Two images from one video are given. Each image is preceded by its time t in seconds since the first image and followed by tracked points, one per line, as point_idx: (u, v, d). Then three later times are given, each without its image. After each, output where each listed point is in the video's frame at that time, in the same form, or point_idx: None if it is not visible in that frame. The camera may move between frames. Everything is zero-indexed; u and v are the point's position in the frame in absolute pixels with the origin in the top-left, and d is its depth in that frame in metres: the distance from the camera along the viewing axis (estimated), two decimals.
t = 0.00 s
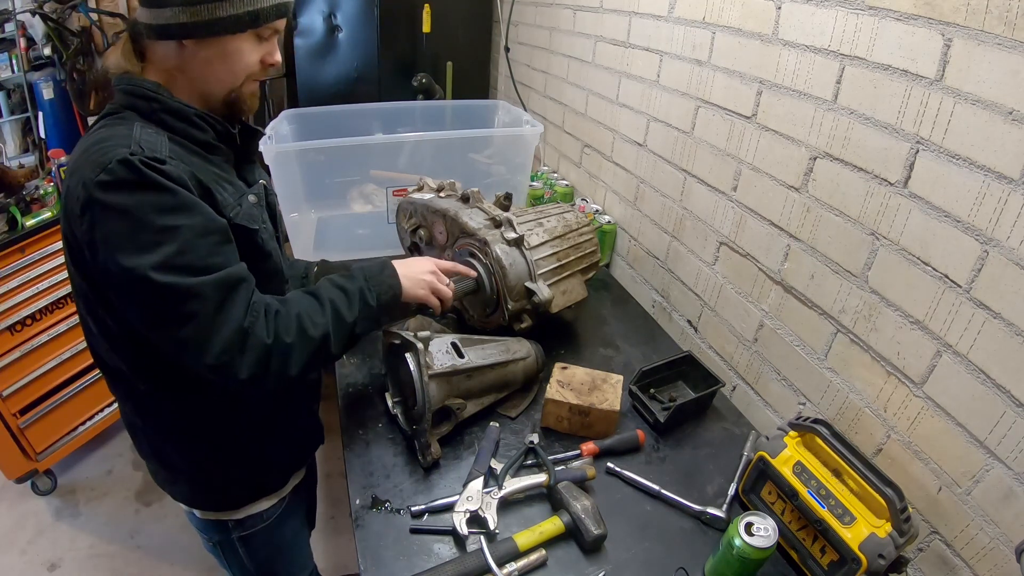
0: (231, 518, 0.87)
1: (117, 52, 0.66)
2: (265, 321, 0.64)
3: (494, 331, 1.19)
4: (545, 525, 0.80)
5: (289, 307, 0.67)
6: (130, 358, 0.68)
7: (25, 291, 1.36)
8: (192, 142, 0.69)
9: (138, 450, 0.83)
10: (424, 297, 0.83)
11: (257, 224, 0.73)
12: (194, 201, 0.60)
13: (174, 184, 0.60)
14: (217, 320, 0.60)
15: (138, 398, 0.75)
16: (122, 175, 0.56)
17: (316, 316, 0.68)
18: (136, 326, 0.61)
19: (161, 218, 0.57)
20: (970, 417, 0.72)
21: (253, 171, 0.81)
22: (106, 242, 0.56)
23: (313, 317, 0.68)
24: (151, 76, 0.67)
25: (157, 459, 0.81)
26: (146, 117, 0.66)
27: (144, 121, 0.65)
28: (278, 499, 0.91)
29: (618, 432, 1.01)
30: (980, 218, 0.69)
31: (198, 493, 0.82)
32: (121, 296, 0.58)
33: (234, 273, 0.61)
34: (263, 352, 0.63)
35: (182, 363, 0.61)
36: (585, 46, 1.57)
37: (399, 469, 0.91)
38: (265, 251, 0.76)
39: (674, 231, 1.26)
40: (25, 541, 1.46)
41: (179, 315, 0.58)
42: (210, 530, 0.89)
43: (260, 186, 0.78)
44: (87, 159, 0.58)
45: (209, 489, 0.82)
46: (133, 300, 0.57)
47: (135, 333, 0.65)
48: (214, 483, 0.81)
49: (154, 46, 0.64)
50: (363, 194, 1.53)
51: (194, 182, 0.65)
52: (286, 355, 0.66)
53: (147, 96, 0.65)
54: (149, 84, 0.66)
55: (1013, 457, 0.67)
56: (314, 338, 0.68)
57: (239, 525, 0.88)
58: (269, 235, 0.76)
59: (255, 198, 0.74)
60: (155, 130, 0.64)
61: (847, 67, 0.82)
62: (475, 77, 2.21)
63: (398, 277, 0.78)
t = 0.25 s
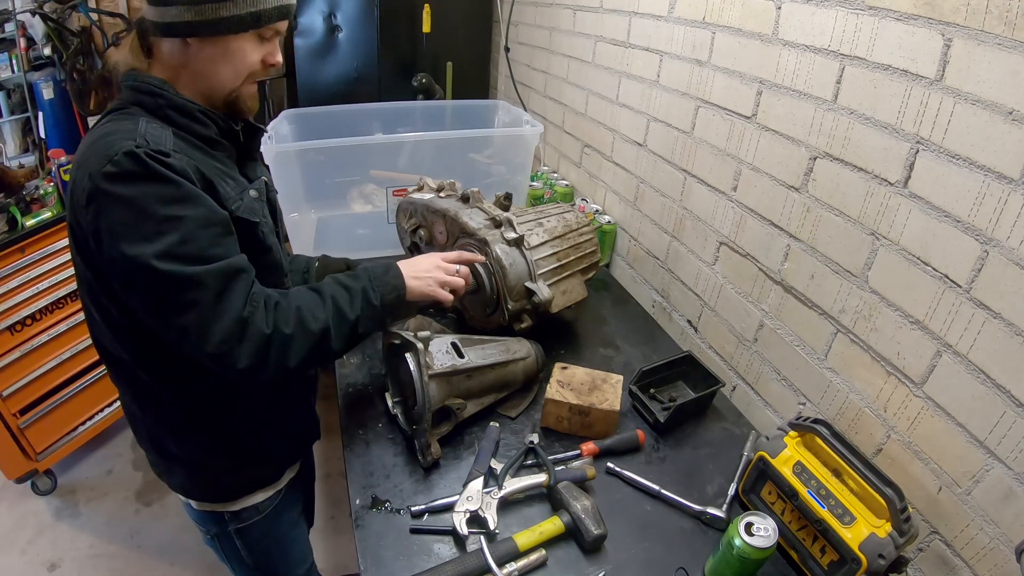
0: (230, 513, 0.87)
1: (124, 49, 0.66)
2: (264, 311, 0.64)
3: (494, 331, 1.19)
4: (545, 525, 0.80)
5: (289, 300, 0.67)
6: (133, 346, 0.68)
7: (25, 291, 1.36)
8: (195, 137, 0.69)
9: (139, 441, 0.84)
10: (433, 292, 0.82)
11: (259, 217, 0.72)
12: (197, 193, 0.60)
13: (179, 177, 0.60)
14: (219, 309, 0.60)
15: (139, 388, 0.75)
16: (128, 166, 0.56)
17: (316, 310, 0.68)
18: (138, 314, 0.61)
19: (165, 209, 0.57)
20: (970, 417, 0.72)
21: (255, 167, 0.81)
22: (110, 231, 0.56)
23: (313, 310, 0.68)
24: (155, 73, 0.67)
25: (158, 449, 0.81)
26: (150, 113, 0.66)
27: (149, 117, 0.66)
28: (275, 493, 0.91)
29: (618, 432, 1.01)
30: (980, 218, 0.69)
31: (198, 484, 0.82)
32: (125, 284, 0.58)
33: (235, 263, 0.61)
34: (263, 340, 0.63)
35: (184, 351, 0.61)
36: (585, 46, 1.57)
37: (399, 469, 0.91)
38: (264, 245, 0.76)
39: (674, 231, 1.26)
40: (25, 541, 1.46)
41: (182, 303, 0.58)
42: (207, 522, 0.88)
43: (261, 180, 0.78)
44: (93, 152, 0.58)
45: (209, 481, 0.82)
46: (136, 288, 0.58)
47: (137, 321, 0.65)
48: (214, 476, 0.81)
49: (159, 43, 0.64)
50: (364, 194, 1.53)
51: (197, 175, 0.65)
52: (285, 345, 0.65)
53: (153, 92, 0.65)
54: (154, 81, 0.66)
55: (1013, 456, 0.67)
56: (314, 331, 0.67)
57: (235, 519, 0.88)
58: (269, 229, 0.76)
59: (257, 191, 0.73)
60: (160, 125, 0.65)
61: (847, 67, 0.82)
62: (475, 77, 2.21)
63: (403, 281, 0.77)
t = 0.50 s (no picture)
0: (230, 510, 0.87)
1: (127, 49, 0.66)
2: (258, 309, 0.64)
3: (494, 331, 1.19)
4: (544, 525, 0.80)
5: (284, 298, 0.67)
6: (132, 340, 0.68)
7: (25, 291, 1.36)
8: (195, 134, 0.68)
9: (138, 437, 0.84)
10: (435, 292, 0.83)
11: (256, 214, 0.72)
12: (193, 187, 0.60)
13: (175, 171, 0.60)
14: (213, 305, 0.60)
15: (139, 382, 0.75)
16: (126, 162, 0.56)
17: (312, 310, 0.68)
18: (136, 308, 0.61)
19: (162, 204, 0.57)
20: (970, 417, 0.72)
21: (255, 166, 0.81)
22: (108, 226, 0.57)
23: (309, 310, 0.68)
24: (156, 72, 0.67)
25: (157, 444, 0.81)
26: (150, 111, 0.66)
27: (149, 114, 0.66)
28: (274, 490, 0.91)
29: (618, 432, 1.01)
30: (980, 218, 0.69)
31: (196, 480, 0.82)
32: (121, 278, 0.58)
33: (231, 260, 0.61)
34: (257, 338, 0.63)
35: (179, 346, 0.61)
36: (585, 46, 1.57)
37: (399, 469, 0.91)
38: (264, 245, 0.76)
39: (674, 231, 1.26)
40: (25, 541, 1.46)
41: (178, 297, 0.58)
42: (207, 519, 0.89)
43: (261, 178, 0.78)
44: (92, 148, 0.59)
45: (207, 477, 0.82)
46: (132, 282, 0.58)
47: (136, 315, 0.65)
48: (213, 472, 0.81)
49: (160, 42, 0.64)
50: (364, 194, 1.53)
51: (194, 171, 0.65)
52: (278, 344, 0.65)
53: (153, 91, 0.65)
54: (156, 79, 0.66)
55: (1013, 456, 0.67)
56: (307, 330, 0.67)
57: (236, 518, 0.88)
58: (268, 226, 0.76)
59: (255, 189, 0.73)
60: (158, 121, 0.65)
61: (847, 67, 0.82)
62: (475, 77, 2.21)
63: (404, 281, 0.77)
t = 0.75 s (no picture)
0: (228, 510, 0.87)
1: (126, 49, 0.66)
2: (259, 307, 0.64)
3: (494, 331, 1.19)
4: (545, 525, 0.80)
5: (285, 296, 0.67)
6: (132, 340, 0.68)
7: (25, 291, 1.36)
8: (192, 134, 0.68)
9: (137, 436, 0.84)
10: (435, 288, 0.82)
11: (255, 214, 0.72)
12: (193, 188, 0.60)
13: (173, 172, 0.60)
14: (213, 302, 0.60)
15: (139, 382, 0.75)
16: (123, 163, 0.56)
17: (313, 306, 0.68)
18: (134, 308, 0.61)
19: (161, 204, 0.57)
20: (970, 417, 0.72)
21: (255, 165, 0.81)
22: (107, 226, 0.57)
23: (310, 307, 0.68)
24: (155, 72, 0.67)
25: (157, 444, 0.81)
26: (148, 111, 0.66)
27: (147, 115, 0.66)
28: (274, 489, 0.91)
29: (618, 432, 1.01)
30: (980, 218, 0.69)
31: (196, 480, 0.82)
32: (119, 279, 0.58)
33: (228, 258, 0.61)
34: (257, 336, 0.63)
35: (180, 345, 0.61)
36: (585, 46, 1.57)
37: (399, 469, 0.91)
38: (264, 244, 0.76)
39: (674, 231, 1.26)
40: (25, 541, 1.46)
41: (175, 297, 0.58)
42: (206, 518, 0.89)
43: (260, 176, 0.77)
44: (89, 150, 0.59)
45: (208, 477, 0.82)
46: (131, 282, 0.58)
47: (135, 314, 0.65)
48: (213, 471, 0.81)
49: (159, 42, 0.64)
50: (364, 194, 1.53)
51: (192, 171, 0.65)
52: (279, 341, 0.65)
53: (151, 92, 0.65)
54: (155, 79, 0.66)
55: (1013, 456, 0.67)
56: (308, 327, 0.67)
57: (236, 518, 0.88)
58: (267, 225, 0.76)
59: (254, 188, 0.73)
60: (156, 122, 0.65)
61: (847, 66, 0.82)
62: (475, 77, 2.21)
63: (404, 278, 0.77)
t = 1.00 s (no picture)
0: (227, 509, 0.87)
1: (125, 49, 0.66)
2: (259, 309, 0.64)
3: (494, 331, 1.19)
4: (545, 525, 0.80)
5: (284, 297, 0.67)
6: (131, 339, 0.68)
7: (25, 291, 1.36)
8: (191, 136, 0.68)
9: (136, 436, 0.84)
10: (434, 285, 0.83)
11: (254, 215, 0.72)
12: (193, 194, 0.60)
13: (172, 176, 0.60)
14: (211, 305, 0.60)
15: (138, 382, 0.75)
16: (121, 166, 0.56)
17: (312, 307, 0.68)
18: (134, 310, 0.61)
19: (157, 207, 0.57)
20: (970, 417, 0.72)
21: (256, 165, 0.81)
22: (106, 230, 0.57)
23: (309, 308, 0.68)
24: (156, 74, 0.67)
25: (157, 445, 0.81)
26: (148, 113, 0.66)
27: (146, 117, 0.66)
28: (273, 489, 0.91)
29: (618, 432, 1.01)
30: (980, 218, 0.68)
31: (196, 481, 0.82)
32: (118, 283, 0.59)
33: (226, 261, 0.61)
34: (257, 337, 0.63)
35: (179, 347, 0.62)
36: (585, 46, 1.57)
37: (399, 469, 0.91)
38: (264, 245, 0.76)
39: (674, 231, 1.26)
40: (25, 541, 1.46)
41: (173, 300, 0.58)
42: (203, 517, 0.89)
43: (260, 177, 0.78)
44: (87, 153, 0.59)
45: (207, 477, 0.82)
46: (129, 286, 0.58)
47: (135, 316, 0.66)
48: (212, 472, 0.81)
49: (159, 44, 0.64)
50: (364, 194, 1.53)
51: (191, 174, 0.65)
52: (278, 344, 0.65)
53: (151, 93, 0.65)
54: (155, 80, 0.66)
55: (1013, 457, 0.67)
56: (308, 328, 0.67)
57: (236, 518, 0.88)
58: (267, 225, 0.76)
59: (253, 189, 0.73)
60: (154, 125, 0.65)
61: (847, 66, 0.82)
62: (475, 77, 2.21)
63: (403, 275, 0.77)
